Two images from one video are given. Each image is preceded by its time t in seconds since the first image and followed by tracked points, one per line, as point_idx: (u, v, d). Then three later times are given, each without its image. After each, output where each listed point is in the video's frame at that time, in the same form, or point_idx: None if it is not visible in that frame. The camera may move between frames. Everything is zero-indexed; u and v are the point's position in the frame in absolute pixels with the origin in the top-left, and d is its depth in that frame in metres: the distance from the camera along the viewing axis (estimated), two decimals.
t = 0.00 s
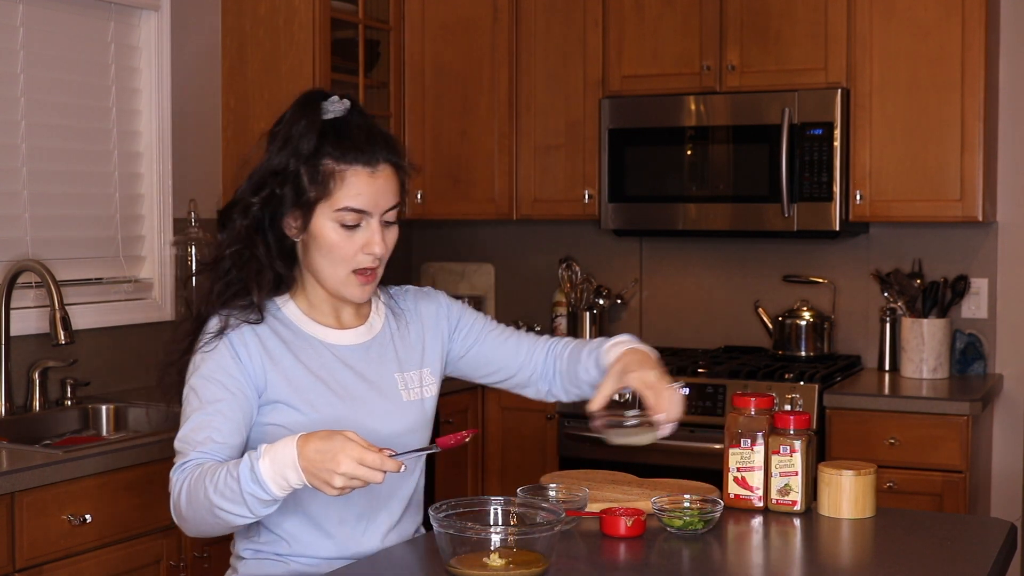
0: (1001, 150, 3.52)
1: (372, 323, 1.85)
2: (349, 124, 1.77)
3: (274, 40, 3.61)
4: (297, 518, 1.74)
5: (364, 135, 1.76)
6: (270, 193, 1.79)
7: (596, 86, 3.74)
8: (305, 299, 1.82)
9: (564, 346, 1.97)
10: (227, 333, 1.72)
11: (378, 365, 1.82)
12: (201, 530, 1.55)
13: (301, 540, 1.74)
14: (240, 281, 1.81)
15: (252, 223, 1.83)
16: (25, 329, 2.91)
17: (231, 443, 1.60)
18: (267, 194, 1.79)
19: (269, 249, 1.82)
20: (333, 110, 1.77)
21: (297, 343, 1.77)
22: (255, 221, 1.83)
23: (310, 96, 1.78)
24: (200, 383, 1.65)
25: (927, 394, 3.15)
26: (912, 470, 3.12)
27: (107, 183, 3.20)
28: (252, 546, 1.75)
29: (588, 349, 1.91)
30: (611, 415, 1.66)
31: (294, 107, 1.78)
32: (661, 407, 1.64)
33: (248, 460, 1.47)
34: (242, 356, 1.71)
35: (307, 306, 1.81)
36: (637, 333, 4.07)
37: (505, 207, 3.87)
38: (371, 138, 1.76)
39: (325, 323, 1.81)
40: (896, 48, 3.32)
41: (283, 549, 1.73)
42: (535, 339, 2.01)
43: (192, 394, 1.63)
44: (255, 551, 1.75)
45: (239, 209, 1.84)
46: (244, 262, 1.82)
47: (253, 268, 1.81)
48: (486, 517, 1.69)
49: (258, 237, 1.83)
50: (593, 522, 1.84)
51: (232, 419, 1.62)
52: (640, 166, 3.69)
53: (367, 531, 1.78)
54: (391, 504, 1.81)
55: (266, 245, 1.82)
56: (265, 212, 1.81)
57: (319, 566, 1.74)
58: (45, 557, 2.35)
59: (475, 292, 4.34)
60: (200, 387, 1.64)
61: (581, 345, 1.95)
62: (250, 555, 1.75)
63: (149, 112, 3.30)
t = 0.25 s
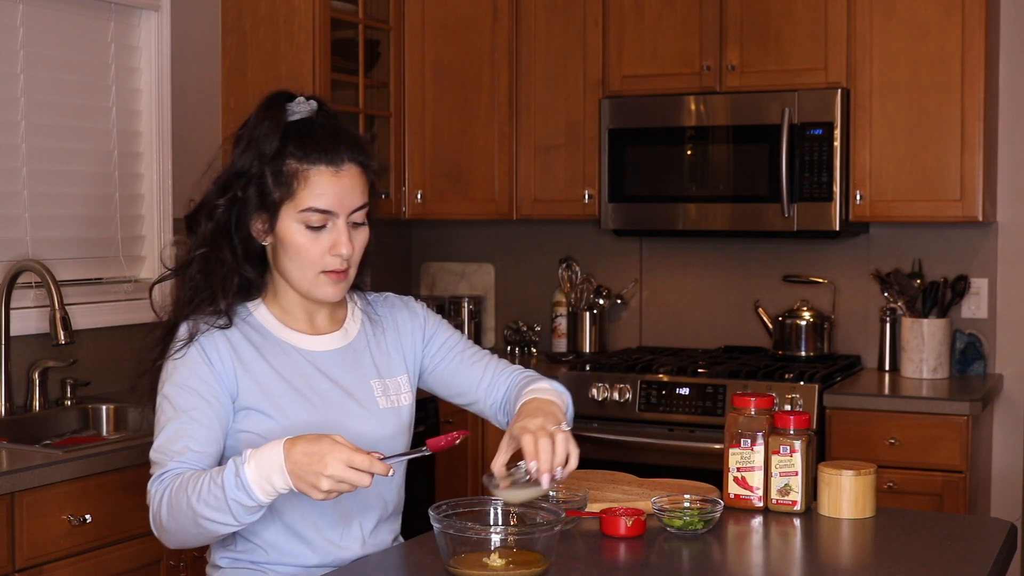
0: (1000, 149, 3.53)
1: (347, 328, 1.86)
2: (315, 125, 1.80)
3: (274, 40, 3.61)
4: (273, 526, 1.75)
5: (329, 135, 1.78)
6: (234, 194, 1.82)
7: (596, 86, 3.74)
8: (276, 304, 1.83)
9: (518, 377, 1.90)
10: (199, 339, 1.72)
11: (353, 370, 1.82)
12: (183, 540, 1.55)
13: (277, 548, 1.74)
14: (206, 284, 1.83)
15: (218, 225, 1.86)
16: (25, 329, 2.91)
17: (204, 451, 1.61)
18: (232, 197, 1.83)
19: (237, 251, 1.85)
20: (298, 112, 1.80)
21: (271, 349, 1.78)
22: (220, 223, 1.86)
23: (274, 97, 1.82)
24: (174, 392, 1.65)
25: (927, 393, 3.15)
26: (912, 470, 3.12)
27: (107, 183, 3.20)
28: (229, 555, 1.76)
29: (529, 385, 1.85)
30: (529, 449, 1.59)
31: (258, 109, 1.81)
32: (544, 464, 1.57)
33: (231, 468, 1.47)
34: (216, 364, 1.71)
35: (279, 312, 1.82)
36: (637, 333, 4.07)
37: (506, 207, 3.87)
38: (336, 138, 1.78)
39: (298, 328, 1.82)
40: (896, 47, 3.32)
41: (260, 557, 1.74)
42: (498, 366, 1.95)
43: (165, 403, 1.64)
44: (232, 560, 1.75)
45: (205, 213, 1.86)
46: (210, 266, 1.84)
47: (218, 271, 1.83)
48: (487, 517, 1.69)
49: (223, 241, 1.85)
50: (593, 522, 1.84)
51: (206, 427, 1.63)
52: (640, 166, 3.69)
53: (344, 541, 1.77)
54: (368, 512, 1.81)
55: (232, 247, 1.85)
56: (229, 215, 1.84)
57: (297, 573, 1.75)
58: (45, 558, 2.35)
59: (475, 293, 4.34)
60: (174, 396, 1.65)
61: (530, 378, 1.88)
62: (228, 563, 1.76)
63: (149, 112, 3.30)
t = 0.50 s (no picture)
0: (1000, 149, 3.53)
1: (337, 330, 1.86)
2: (303, 127, 1.79)
3: (274, 40, 3.61)
4: (268, 530, 1.74)
5: (318, 136, 1.78)
6: (222, 197, 1.81)
7: (596, 86, 3.74)
8: (265, 307, 1.82)
9: (512, 376, 1.92)
10: (189, 344, 1.71)
11: (345, 372, 1.82)
12: (178, 548, 1.55)
13: (272, 552, 1.74)
14: (195, 288, 1.81)
15: (205, 228, 1.84)
16: (25, 329, 2.91)
17: (197, 457, 1.60)
18: (220, 200, 1.81)
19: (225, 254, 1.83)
20: (285, 113, 1.79)
21: (262, 353, 1.77)
22: (207, 227, 1.85)
23: (261, 98, 1.81)
24: (165, 399, 1.64)
25: (927, 393, 3.15)
26: (912, 470, 3.12)
27: (107, 183, 3.20)
28: (224, 559, 1.75)
29: (519, 387, 1.86)
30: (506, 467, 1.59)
31: (246, 110, 1.80)
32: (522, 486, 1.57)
33: (227, 476, 1.47)
34: (207, 369, 1.70)
35: (269, 316, 1.81)
36: (637, 333, 4.07)
37: (506, 207, 3.87)
38: (324, 139, 1.77)
39: (288, 331, 1.81)
40: (896, 47, 3.32)
41: (255, 561, 1.74)
42: (489, 365, 1.96)
43: (156, 410, 1.63)
44: (227, 564, 1.75)
45: (192, 216, 1.85)
46: (199, 270, 1.83)
47: (206, 274, 1.82)
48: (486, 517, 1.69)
49: (212, 243, 1.84)
50: (593, 522, 1.84)
51: (199, 432, 1.62)
52: (640, 166, 3.69)
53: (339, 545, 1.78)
54: (362, 515, 1.81)
55: (221, 250, 1.84)
56: (217, 218, 1.83)
57: None
58: (45, 558, 2.35)
59: (475, 293, 4.34)
60: (165, 403, 1.64)
61: (525, 378, 1.90)
62: (223, 567, 1.75)
63: (149, 111, 3.30)
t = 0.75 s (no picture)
0: (1000, 149, 3.53)
1: (329, 330, 1.85)
2: (291, 130, 1.77)
3: (274, 40, 3.61)
4: (269, 532, 1.73)
5: (306, 138, 1.76)
6: (211, 202, 1.79)
7: (596, 86, 3.74)
8: (257, 309, 1.81)
9: (508, 367, 1.95)
10: (183, 351, 1.70)
11: (339, 373, 1.82)
12: (178, 557, 1.54)
13: (274, 554, 1.73)
14: (187, 295, 1.79)
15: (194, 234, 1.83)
16: (25, 329, 2.92)
17: (195, 463, 1.59)
18: (209, 206, 1.80)
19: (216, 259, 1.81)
20: (273, 115, 1.78)
21: (256, 355, 1.76)
22: (197, 233, 1.83)
23: (248, 102, 1.80)
24: (160, 407, 1.62)
25: (927, 393, 3.15)
26: (912, 470, 3.12)
27: (107, 183, 3.20)
28: (224, 562, 1.74)
29: (517, 378, 1.89)
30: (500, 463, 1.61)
31: (232, 114, 1.78)
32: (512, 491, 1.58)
33: (227, 484, 1.47)
34: (202, 374, 1.69)
35: (261, 318, 1.80)
36: (637, 332, 4.07)
37: (506, 207, 3.87)
38: (313, 141, 1.76)
39: (281, 333, 1.80)
40: (895, 47, 3.32)
41: (256, 564, 1.73)
42: (483, 355, 1.99)
43: (151, 419, 1.61)
44: (227, 567, 1.74)
45: (182, 222, 1.83)
46: (190, 276, 1.81)
47: (197, 280, 1.80)
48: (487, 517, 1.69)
49: (202, 249, 1.82)
50: (593, 522, 1.84)
51: (196, 439, 1.61)
52: (641, 165, 3.69)
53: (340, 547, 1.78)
54: (361, 516, 1.81)
55: (211, 256, 1.82)
56: (206, 224, 1.81)
57: None
58: (44, 558, 2.35)
59: (475, 293, 4.34)
60: (160, 411, 1.62)
61: (522, 370, 1.93)
62: (223, 571, 1.74)
63: (149, 111, 3.30)
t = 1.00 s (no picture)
0: (1000, 149, 3.53)
1: (324, 330, 1.85)
2: (275, 132, 1.77)
3: (274, 40, 3.61)
4: (273, 533, 1.73)
5: (291, 140, 1.76)
6: (198, 209, 1.79)
7: (596, 86, 3.74)
8: (251, 312, 1.81)
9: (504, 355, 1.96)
10: (177, 358, 1.69)
11: (335, 372, 1.82)
12: (179, 563, 1.54)
13: (277, 555, 1.73)
14: (177, 301, 1.79)
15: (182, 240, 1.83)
16: (25, 329, 2.92)
17: (193, 467, 1.59)
18: (196, 213, 1.79)
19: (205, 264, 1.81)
20: (257, 117, 1.77)
21: (252, 357, 1.76)
22: (185, 239, 1.83)
23: (232, 105, 1.79)
24: (156, 414, 1.62)
25: (927, 394, 3.15)
26: (912, 470, 3.12)
27: (107, 183, 3.20)
28: (227, 564, 1.73)
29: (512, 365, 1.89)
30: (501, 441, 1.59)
31: (216, 118, 1.78)
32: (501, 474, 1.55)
33: (223, 489, 1.46)
34: (198, 378, 1.69)
35: (256, 321, 1.80)
36: (637, 332, 4.07)
37: (506, 207, 3.87)
38: (299, 143, 1.75)
39: (275, 334, 1.80)
40: (895, 47, 3.32)
41: (258, 565, 1.72)
42: (477, 344, 1.99)
43: (147, 425, 1.61)
44: (230, 569, 1.73)
45: (169, 229, 1.83)
46: (180, 282, 1.81)
47: (187, 286, 1.79)
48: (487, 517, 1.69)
49: (192, 255, 1.82)
50: (593, 522, 1.84)
51: (193, 443, 1.61)
52: (641, 165, 3.69)
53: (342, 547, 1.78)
54: (363, 515, 1.82)
55: (200, 262, 1.82)
56: (194, 231, 1.81)
57: None
58: (44, 558, 2.35)
59: (475, 293, 4.34)
60: (156, 417, 1.62)
61: (516, 356, 1.93)
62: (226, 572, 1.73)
63: (149, 111, 3.30)
